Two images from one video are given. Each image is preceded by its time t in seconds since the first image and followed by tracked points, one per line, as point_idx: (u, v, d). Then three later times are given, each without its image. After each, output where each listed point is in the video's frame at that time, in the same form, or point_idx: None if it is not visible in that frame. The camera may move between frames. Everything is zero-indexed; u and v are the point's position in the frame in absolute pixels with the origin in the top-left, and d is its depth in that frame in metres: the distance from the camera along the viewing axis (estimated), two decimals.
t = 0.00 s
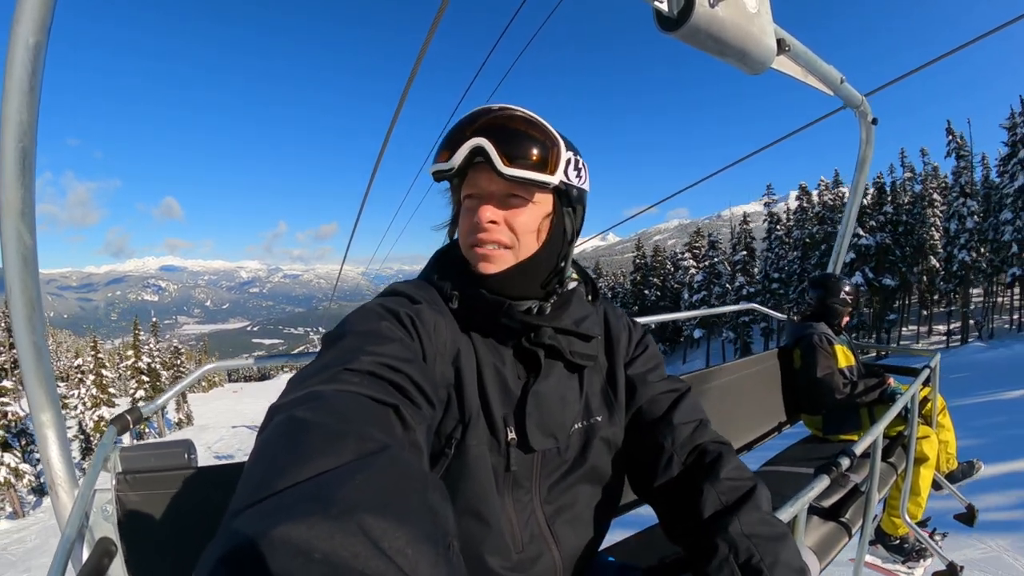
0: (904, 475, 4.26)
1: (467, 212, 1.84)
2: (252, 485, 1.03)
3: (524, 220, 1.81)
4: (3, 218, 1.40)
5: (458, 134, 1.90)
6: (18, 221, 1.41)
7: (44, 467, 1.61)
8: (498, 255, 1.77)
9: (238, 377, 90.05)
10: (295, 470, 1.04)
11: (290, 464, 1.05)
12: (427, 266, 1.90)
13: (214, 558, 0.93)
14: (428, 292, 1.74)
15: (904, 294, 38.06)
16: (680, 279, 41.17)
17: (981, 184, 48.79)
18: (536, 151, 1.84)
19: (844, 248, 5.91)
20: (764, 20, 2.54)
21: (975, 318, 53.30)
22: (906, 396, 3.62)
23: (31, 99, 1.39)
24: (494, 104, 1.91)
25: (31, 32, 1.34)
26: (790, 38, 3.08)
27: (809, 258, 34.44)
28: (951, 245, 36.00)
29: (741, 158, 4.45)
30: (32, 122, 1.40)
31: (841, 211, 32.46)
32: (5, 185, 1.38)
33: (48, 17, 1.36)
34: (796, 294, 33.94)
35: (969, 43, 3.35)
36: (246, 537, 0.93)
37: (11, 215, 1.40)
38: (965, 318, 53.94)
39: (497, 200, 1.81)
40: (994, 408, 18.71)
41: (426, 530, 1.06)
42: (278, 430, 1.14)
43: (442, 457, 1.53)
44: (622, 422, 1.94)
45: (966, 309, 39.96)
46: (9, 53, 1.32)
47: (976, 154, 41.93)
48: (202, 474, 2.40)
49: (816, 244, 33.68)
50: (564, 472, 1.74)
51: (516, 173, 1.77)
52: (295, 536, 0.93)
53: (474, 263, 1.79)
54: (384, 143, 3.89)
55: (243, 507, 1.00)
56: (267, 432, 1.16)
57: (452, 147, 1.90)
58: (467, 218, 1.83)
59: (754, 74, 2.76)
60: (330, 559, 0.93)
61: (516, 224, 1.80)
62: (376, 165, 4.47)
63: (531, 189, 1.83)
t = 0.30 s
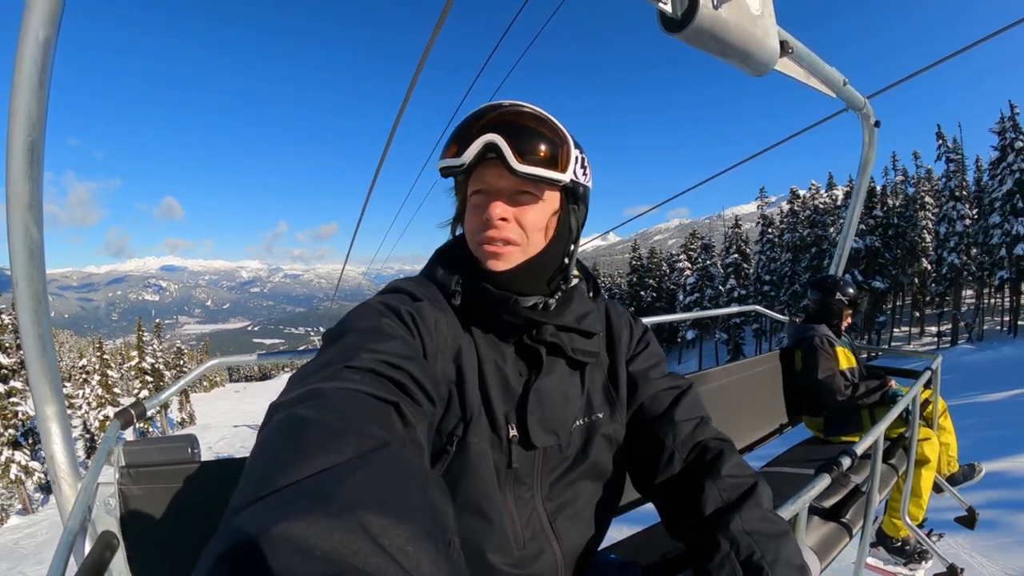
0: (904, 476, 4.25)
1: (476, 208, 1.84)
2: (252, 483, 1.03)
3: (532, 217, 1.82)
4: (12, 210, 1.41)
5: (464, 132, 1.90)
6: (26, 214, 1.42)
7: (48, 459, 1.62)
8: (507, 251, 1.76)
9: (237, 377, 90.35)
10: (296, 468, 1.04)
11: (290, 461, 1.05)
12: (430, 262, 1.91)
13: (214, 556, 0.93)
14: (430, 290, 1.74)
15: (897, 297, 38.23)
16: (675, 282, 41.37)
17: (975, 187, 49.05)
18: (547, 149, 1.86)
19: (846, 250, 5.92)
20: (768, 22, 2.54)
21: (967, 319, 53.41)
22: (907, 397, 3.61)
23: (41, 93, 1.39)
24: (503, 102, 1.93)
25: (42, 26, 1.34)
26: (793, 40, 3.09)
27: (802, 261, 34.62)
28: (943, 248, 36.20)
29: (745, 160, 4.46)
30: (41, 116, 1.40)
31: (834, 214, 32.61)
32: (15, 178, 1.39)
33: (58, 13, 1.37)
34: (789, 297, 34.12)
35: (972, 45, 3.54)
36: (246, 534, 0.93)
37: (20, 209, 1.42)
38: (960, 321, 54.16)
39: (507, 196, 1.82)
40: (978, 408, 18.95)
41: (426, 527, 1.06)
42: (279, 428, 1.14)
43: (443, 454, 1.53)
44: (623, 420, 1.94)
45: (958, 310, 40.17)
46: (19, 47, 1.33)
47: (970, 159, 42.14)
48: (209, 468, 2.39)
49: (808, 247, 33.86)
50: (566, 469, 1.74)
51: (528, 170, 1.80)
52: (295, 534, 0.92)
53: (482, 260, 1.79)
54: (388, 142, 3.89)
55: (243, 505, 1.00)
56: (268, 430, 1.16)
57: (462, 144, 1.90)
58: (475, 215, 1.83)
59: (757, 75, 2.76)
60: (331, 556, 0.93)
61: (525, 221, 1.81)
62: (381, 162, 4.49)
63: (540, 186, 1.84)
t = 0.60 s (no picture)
0: (904, 477, 4.25)
1: (496, 206, 1.83)
2: (251, 483, 1.03)
3: (551, 217, 1.86)
4: (13, 211, 1.41)
5: (483, 128, 1.89)
6: (26, 214, 1.42)
7: (47, 459, 1.62)
8: (529, 250, 1.79)
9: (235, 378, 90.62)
10: (295, 467, 1.04)
11: (290, 461, 1.06)
12: (429, 262, 1.90)
13: (213, 556, 0.93)
14: (428, 289, 1.75)
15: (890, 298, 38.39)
16: (670, 284, 41.53)
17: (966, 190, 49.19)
18: (570, 153, 1.92)
19: (845, 251, 5.91)
20: (764, 24, 2.54)
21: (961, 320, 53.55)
22: (906, 398, 3.61)
23: (41, 93, 1.39)
24: (523, 102, 1.94)
25: (43, 27, 1.34)
26: (791, 42, 3.09)
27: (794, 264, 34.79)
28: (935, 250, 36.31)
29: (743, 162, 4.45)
30: (42, 116, 1.41)
31: (826, 217, 32.80)
32: (15, 178, 1.39)
33: (59, 15, 1.37)
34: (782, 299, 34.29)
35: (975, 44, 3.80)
36: (245, 532, 0.93)
37: (20, 210, 1.42)
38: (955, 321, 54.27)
39: (529, 196, 1.84)
40: (963, 410, 19.08)
41: (424, 527, 1.06)
42: (278, 427, 1.14)
43: (441, 454, 1.53)
44: (620, 420, 1.94)
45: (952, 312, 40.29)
46: (21, 47, 1.33)
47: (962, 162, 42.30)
48: (207, 469, 2.40)
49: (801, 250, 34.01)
50: (563, 469, 1.74)
51: (556, 172, 1.84)
52: (295, 533, 0.93)
53: (502, 259, 1.79)
54: (387, 144, 3.90)
55: (242, 504, 1.00)
56: (266, 429, 1.16)
57: (483, 140, 1.87)
58: (499, 213, 1.81)
59: (754, 77, 2.76)
60: (331, 555, 0.93)
61: (546, 221, 1.84)
62: (382, 163, 4.49)
63: (560, 188, 1.89)
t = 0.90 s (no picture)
0: (904, 480, 4.23)
1: (497, 209, 1.81)
2: (239, 487, 1.01)
3: (551, 222, 1.85)
4: (5, 213, 1.40)
5: (484, 130, 1.88)
6: (19, 217, 1.41)
7: (41, 459, 1.61)
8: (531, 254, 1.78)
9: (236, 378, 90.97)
10: (284, 472, 1.03)
11: (279, 464, 1.04)
12: (425, 265, 1.89)
13: (199, 560, 0.92)
14: (422, 292, 1.74)
15: (882, 302, 38.52)
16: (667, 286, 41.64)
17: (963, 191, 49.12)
18: (570, 157, 1.93)
19: (845, 253, 5.89)
20: (762, 24, 2.53)
21: (962, 322, 53.48)
22: (906, 401, 3.58)
23: (35, 96, 1.39)
24: (523, 105, 1.94)
25: (36, 30, 1.34)
26: (789, 42, 3.07)
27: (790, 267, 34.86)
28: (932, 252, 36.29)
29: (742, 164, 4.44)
30: (36, 119, 1.40)
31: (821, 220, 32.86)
32: (8, 180, 1.38)
33: (52, 17, 1.37)
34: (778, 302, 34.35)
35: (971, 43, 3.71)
36: (231, 536, 0.91)
37: (12, 212, 1.41)
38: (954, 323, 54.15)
39: (530, 199, 1.83)
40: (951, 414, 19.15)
41: (414, 532, 1.05)
42: (268, 431, 1.13)
43: (433, 459, 1.51)
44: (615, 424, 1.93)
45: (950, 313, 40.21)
46: (14, 49, 1.32)
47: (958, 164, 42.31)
48: (202, 473, 2.37)
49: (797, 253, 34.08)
50: (557, 474, 1.73)
51: (559, 176, 1.84)
52: (283, 537, 0.91)
53: (503, 262, 1.76)
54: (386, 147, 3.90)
55: (230, 508, 0.99)
56: (257, 433, 1.15)
57: (484, 142, 1.86)
58: (501, 216, 1.79)
59: (752, 78, 2.75)
60: (320, 560, 0.92)
61: (546, 225, 1.83)
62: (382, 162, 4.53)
63: (560, 192, 1.89)
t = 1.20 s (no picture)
0: (906, 478, 4.23)
1: (502, 207, 1.80)
2: (248, 484, 1.02)
3: (556, 219, 1.85)
4: (9, 212, 1.40)
5: (488, 128, 1.87)
6: (23, 215, 1.41)
7: (44, 458, 1.61)
8: (537, 252, 1.78)
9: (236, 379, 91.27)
10: (294, 468, 1.03)
11: (289, 461, 1.05)
12: (430, 262, 1.89)
13: (211, 557, 0.92)
14: (428, 290, 1.74)
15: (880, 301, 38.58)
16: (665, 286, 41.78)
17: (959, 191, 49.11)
18: (574, 155, 1.93)
19: (846, 251, 5.89)
20: (762, 23, 2.53)
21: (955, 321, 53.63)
22: (908, 398, 3.58)
23: (38, 96, 1.39)
24: (527, 103, 1.93)
25: (40, 31, 1.34)
26: (789, 41, 3.07)
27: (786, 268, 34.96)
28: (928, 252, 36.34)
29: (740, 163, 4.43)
30: (40, 118, 1.40)
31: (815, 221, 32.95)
32: (13, 179, 1.39)
33: (56, 16, 1.37)
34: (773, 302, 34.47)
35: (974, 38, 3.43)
36: (241, 533, 0.92)
37: (17, 211, 1.41)
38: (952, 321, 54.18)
39: (535, 197, 1.83)
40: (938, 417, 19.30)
41: (423, 528, 1.05)
42: (277, 428, 1.13)
43: (440, 456, 1.51)
44: (619, 421, 1.93)
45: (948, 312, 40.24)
46: (18, 47, 1.32)
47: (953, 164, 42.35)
48: (204, 473, 2.38)
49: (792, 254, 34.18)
50: (563, 471, 1.73)
51: (564, 174, 1.86)
52: (294, 534, 0.91)
53: (509, 260, 1.77)
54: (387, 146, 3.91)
55: (240, 505, 0.99)
56: (265, 430, 1.15)
57: (487, 140, 1.85)
58: (507, 214, 1.79)
59: (753, 76, 2.75)
60: (329, 555, 0.92)
61: (553, 223, 1.84)
62: (383, 163, 4.55)
63: (565, 189, 1.90)
